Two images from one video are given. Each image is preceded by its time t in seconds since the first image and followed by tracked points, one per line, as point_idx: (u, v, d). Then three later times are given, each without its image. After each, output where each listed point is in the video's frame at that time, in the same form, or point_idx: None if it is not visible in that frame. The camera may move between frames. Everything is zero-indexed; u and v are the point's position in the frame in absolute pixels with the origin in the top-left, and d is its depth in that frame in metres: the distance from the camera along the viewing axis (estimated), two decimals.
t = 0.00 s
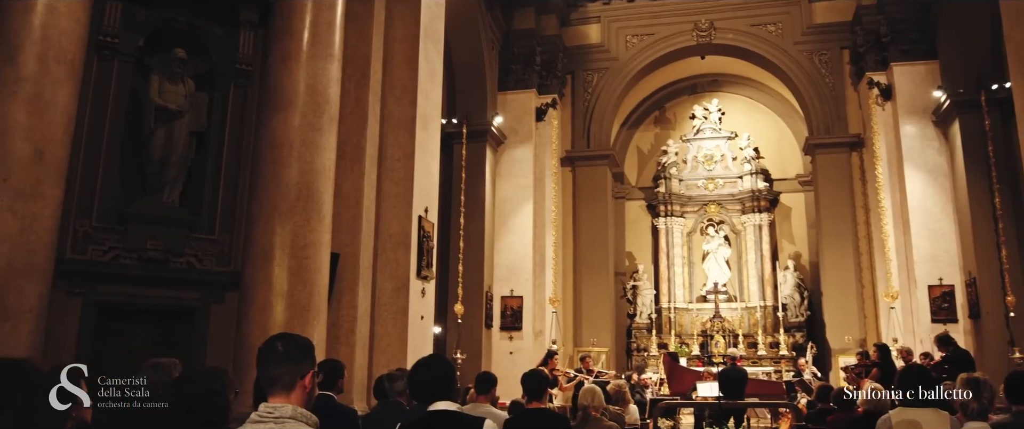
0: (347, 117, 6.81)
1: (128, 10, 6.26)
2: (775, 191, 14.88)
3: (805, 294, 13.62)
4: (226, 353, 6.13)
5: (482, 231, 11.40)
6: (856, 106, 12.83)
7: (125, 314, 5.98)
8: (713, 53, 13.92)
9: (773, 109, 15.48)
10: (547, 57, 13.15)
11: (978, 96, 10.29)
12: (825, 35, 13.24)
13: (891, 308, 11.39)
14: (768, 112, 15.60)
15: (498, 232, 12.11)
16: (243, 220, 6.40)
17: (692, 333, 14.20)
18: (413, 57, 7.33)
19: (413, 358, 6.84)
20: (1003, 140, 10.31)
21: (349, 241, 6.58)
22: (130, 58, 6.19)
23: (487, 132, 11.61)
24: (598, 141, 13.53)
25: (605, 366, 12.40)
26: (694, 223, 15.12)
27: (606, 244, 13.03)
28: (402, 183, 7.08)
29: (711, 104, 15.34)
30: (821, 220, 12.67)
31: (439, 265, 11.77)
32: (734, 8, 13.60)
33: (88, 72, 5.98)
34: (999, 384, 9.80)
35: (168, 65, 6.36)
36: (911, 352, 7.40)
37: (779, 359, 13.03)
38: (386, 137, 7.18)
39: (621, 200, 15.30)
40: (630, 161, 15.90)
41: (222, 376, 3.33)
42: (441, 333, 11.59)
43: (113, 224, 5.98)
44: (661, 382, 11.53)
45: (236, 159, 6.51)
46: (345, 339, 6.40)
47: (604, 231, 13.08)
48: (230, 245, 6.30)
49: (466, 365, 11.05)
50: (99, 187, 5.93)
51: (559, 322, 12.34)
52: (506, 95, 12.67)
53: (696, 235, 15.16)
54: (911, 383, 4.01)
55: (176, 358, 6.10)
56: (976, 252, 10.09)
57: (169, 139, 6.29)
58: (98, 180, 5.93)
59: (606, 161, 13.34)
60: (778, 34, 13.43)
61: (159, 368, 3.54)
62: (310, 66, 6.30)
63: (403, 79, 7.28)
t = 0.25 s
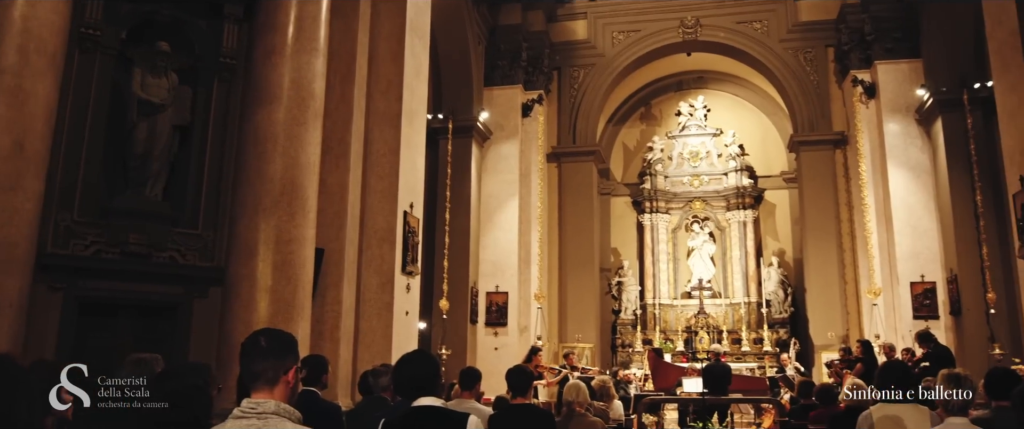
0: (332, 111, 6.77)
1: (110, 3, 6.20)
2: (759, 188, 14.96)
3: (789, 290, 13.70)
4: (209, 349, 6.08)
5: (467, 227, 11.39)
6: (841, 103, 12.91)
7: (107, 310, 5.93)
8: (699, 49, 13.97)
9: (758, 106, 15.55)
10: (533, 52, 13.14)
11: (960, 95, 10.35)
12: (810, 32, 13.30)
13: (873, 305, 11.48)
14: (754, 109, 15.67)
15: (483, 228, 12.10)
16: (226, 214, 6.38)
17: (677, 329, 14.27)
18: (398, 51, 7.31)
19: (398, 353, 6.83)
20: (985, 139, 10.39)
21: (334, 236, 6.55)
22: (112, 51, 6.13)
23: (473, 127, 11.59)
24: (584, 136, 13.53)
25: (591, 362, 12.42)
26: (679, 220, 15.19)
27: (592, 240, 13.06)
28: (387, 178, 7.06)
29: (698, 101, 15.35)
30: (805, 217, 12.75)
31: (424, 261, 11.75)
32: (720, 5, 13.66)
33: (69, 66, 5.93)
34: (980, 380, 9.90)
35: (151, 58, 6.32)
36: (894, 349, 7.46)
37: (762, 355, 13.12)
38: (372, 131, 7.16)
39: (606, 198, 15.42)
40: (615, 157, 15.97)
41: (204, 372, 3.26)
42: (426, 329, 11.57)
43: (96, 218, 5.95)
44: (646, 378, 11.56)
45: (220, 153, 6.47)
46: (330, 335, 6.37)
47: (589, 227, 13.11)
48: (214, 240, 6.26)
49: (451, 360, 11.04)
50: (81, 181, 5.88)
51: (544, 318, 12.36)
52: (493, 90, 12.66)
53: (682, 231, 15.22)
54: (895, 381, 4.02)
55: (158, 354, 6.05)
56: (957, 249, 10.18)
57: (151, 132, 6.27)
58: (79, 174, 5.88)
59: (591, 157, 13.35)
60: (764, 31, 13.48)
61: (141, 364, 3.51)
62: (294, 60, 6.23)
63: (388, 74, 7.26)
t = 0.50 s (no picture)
0: (317, 106, 6.74)
1: None
2: (745, 184, 15.04)
3: (773, 286, 13.80)
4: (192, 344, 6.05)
5: (453, 222, 11.39)
6: (826, 100, 12.99)
7: (89, 305, 5.91)
8: (685, 46, 14.00)
9: (744, 103, 15.62)
10: (520, 48, 13.13)
11: (942, 93, 10.45)
12: (796, 30, 13.37)
13: (857, 301, 11.56)
14: (739, 106, 15.73)
15: (469, 223, 12.10)
16: (211, 208, 6.32)
17: (662, 325, 14.34)
18: (385, 45, 7.28)
19: (383, 348, 6.82)
20: (968, 136, 10.47)
21: (319, 231, 6.51)
22: (94, 44, 6.09)
23: (459, 122, 11.57)
24: (570, 132, 13.54)
25: (576, 357, 12.45)
26: (664, 216, 15.24)
27: (577, 236, 13.08)
28: (373, 173, 7.04)
29: (683, 97, 15.40)
30: (790, 214, 12.84)
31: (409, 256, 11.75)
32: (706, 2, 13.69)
33: (51, 59, 5.89)
34: (961, 375, 10.00)
35: (134, 50, 6.24)
36: (876, 344, 7.52)
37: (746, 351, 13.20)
38: (357, 126, 7.14)
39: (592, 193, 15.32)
40: (601, 153, 16.00)
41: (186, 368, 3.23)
42: (412, 324, 11.57)
43: (78, 212, 5.86)
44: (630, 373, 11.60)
45: (204, 147, 6.42)
46: (314, 330, 6.35)
47: (575, 222, 13.13)
48: (198, 235, 6.22)
49: (436, 355, 11.04)
50: (62, 175, 5.83)
51: (530, 313, 12.38)
52: (479, 85, 12.64)
53: (667, 227, 15.28)
54: (875, 379, 4.04)
55: (141, 349, 6.03)
56: (940, 246, 10.27)
57: (135, 127, 6.15)
58: (61, 168, 5.83)
59: (578, 153, 13.37)
60: (750, 28, 13.54)
61: (123, 359, 3.49)
62: (279, 53, 6.18)
63: (374, 68, 7.24)
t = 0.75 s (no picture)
0: (302, 100, 6.70)
1: None
2: (730, 181, 15.11)
3: (757, 282, 13.88)
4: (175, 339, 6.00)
5: (439, 218, 11.37)
6: (810, 98, 13.07)
7: (71, 300, 5.85)
8: (672, 43, 14.02)
9: (729, 100, 15.68)
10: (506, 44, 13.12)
11: (927, 91, 10.53)
12: (781, 28, 13.43)
13: (840, 298, 11.65)
14: (724, 103, 15.80)
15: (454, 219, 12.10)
16: (194, 203, 6.27)
17: (647, 321, 14.40)
18: (370, 40, 7.26)
19: (368, 343, 6.81)
20: (951, 135, 10.56)
21: (304, 226, 6.48)
22: (76, 36, 6.02)
23: (445, 118, 11.55)
24: (556, 128, 13.55)
25: (561, 353, 12.48)
26: (650, 212, 15.28)
27: (563, 232, 13.09)
28: (358, 168, 7.02)
29: (669, 94, 15.44)
30: (775, 211, 12.92)
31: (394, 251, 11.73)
32: None
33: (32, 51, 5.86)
34: (942, 371, 10.11)
35: (117, 43, 6.18)
36: (859, 341, 7.57)
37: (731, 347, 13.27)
38: (343, 121, 7.11)
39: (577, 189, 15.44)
40: (587, 148, 16.02)
41: (170, 365, 3.19)
42: (397, 320, 11.54)
43: (59, 207, 5.80)
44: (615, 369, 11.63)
45: (187, 142, 6.37)
46: (299, 326, 6.32)
47: (561, 218, 13.15)
48: (181, 230, 6.17)
49: (422, 351, 11.03)
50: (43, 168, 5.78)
51: (515, 309, 12.39)
52: (465, 81, 12.62)
53: (653, 223, 15.32)
54: (858, 376, 3.93)
55: (124, 344, 5.98)
56: (922, 243, 10.36)
57: (117, 121, 6.10)
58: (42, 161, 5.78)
59: (563, 149, 13.38)
60: (735, 26, 13.59)
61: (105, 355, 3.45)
62: (264, 48, 6.14)
63: (360, 63, 7.22)
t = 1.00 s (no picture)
0: (289, 95, 6.67)
1: None
2: (717, 178, 15.17)
3: (744, 278, 13.95)
4: (160, 335, 5.96)
5: (426, 213, 11.36)
6: (797, 95, 13.13)
7: (56, 295, 5.78)
8: (659, 39, 14.05)
9: (716, 97, 15.73)
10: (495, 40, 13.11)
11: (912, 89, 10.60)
12: (768, 25, 13.48)
13: (826, 294, 11.72)
14: (711, 100, 15.85)
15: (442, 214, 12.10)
16: (180, 198, 6.24)
17: (634, 317, 14.45)
18: (357, 35, 7.23)
19: (355, 339, 6.80)
20: (935, 133, 10.64)
21: (290, 221, 6.45)
22: (59, 29, 5.97)
23: (432, 113, 11.53)
24: (544, 124, 13.54)
25: (549, 348, 12.50)
26: (637, 208, 15.34)
27: (550, 228, 13.10)
28: (345, 163, 7.00)
29: (657, 91, 15.48)
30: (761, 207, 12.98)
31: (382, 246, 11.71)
32: None
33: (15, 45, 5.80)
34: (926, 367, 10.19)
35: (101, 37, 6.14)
36: (844, 337, 7.61)
37: (717, 343, 13.35)
38: (329, 116, 7.09)
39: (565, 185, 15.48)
40: (575, 144, 16.04)
41: (155, 362, 3.15)
42: (384, 315, 11.51)
43: (42, 201, 5.76)
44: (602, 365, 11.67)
45: (172, 137, 6.33)
46: (285, 321, 6.29)
47: (548, 214, 13.16)
48: (166, 225, 6.13)
49: (408, 346, 11.02)
50: (26, 163, 5.73)
51: (503, 305, 12.40)
52: (453, 77, 12.59)
53: (640, 220, 15.36)
54: (847, 374, 4.00)
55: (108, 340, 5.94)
56: (907, 240, 10.44)
57: (101, 115, 6.07)
58: (25, 155, 5.73)
59: (551, 145, 13.38)
60: (723, 23, 13.63)
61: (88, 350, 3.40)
62: (250, 42, 6.10)
63: (347, 58, 7.19)
